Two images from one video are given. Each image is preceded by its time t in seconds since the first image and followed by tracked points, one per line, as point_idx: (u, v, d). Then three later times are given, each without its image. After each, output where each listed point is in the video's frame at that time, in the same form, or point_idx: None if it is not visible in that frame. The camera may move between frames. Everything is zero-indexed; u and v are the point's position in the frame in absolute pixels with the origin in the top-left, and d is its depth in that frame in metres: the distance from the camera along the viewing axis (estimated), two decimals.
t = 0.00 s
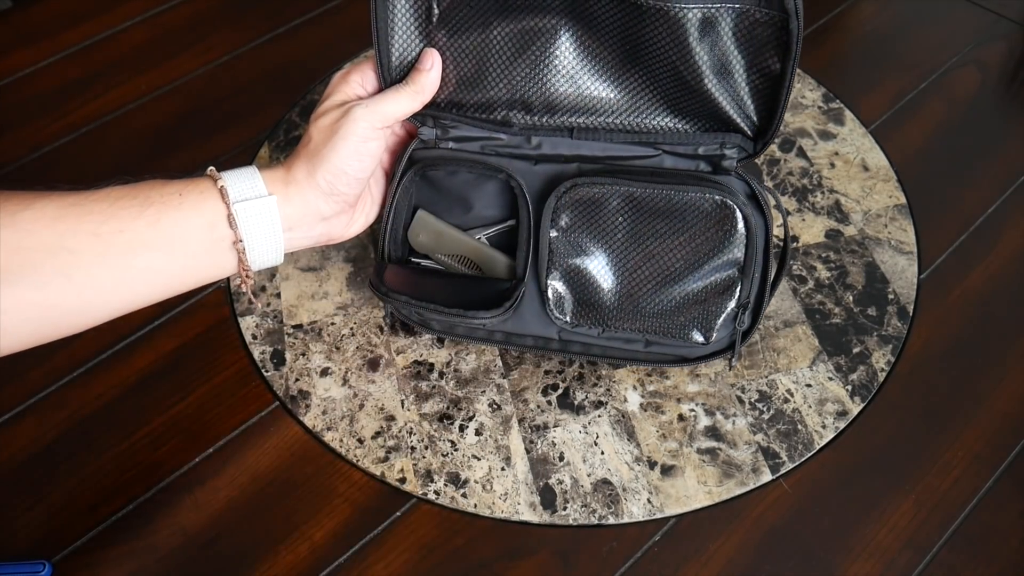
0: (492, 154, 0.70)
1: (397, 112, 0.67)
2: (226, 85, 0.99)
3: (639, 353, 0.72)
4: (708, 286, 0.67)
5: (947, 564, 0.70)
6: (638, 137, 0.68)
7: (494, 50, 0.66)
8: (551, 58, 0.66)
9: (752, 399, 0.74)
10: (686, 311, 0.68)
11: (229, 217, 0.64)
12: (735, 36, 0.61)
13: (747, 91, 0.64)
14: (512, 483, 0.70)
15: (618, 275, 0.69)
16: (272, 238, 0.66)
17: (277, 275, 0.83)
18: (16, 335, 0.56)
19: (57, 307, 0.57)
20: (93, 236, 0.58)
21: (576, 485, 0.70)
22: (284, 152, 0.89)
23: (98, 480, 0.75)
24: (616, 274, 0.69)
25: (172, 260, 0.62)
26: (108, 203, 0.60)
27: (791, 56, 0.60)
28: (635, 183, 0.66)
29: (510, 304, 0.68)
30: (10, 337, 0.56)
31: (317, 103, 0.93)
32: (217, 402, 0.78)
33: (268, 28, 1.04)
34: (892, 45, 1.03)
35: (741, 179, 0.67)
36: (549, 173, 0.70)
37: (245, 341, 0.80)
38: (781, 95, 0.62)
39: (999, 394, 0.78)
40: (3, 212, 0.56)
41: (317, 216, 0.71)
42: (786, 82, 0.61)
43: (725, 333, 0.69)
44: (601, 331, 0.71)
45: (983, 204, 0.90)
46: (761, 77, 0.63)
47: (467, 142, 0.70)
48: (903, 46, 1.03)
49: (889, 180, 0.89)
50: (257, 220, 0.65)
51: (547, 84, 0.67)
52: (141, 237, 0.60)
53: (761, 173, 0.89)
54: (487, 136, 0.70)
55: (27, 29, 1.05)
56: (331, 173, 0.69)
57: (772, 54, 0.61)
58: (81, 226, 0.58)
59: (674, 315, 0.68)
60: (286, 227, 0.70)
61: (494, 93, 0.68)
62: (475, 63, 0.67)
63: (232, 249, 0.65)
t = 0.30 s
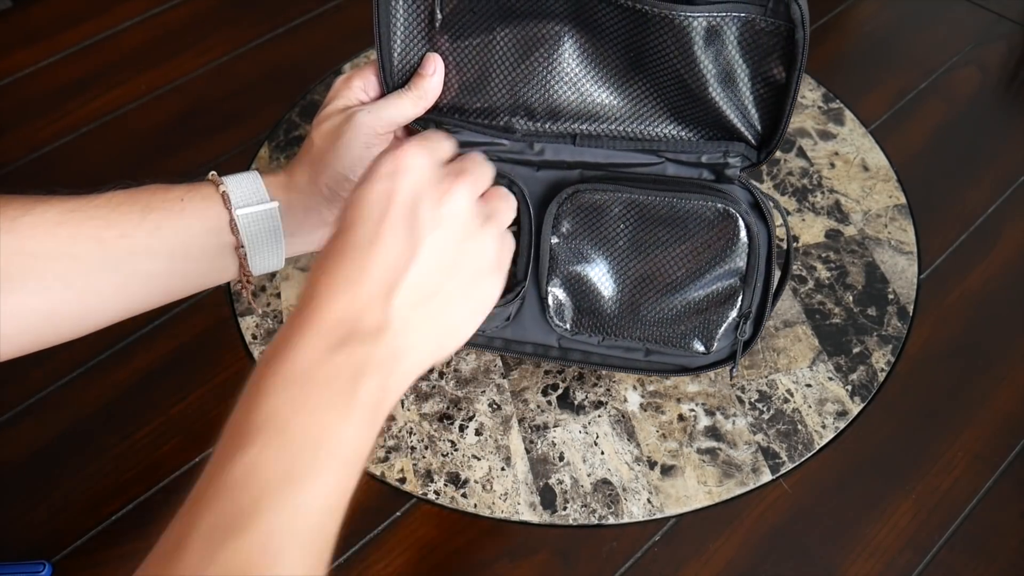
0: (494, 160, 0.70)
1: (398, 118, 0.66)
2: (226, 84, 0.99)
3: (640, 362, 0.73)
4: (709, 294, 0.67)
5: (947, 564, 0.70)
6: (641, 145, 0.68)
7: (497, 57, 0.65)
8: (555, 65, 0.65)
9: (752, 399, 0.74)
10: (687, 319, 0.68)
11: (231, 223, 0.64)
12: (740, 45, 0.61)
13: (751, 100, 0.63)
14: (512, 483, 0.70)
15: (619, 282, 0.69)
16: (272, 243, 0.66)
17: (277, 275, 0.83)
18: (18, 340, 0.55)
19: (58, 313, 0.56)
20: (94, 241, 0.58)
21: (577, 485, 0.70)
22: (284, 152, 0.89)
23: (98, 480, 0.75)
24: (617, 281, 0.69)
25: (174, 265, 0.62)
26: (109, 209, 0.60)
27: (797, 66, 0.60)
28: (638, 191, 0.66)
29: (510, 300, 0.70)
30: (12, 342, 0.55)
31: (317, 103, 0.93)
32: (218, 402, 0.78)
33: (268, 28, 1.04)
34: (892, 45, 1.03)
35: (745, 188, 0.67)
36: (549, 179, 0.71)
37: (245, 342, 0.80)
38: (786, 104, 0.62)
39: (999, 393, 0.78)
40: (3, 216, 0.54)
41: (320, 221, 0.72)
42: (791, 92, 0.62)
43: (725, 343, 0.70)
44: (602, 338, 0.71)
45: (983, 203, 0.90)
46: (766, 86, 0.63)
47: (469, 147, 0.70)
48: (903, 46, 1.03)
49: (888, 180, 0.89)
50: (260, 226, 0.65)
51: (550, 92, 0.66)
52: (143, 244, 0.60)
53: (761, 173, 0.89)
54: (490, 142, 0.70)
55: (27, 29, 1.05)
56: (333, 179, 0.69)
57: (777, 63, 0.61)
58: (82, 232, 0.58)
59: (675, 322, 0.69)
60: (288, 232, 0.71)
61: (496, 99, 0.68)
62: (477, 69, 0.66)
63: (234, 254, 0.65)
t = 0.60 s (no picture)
0: (496, 159, 0.69)
1: (403, 117, 0.66)
2: (226, 85, 0.99)
3: (642, 358, 0.73)
4: (709, 290, 0.67)
5: (947, 564, 0.70)
6: (641, 142, 0.68)
7: (496, 54, 0.65)
8: (554, 62, 0.65)
9: (752, 399, 0.74)
10: (688, 315, 0.68)
11: (237, 221, 0.64)
12: (736, 39, 0.61)
13: (749, 95, 0.63)
14: (511, 483, 0.70)
15: (620, 279, 0.68)
16: (277, 242, 0.67)
17: (277, 276, 0.83)
18: (25, 338, 0.56)
19: (65, 311, 0.57)
20: (102, 239, 0.58)
21: (576, 485, 0.70)
22: (285, 152, 0.89)
23: (99, 480, 0.75)
24: (618, 278, 0.68)
25: (181, 262, 0.62)
26: (116, 207, 0.60)
27: (792, 58, 0.60)
28: (636, 189, 0.65)
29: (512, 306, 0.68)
30: (18, 339, 0.56)
31: (317, 103, 0.93)
32: (218, 402, 0.78)
33: (268, 28, 1.04)
34: (892, 45, 1.03)
35: (745, 185, 0.67)
36: (550, 177, 0.69)
37: (245, 341, 0.80)
38: (783, 98, 0.62)
39: (999, 393, 0.78)
40: (13, 214, 0.55)
41: (323, 220, 0.71)
42: (788, 85, 0.62)
43: (726, 340, 0.69)
44: (604, 335, 0.71)
45: (983, 203, 0.90)
46: (762, 80, 0.63)
47: (471, 147, 0.69)
48: (904, 46, 1.03)
49: (888, 180, 0.89)
50: (266, 224, 0.65)
51: (550, 89, 0.66)
52: (151, 241, 0.60)
53: (761, 173, 0.89)
54: (491, 140, 0.69)
55: (27, 29, 1.05)
56: (338, 177, 0.69)
57: (774, 57, 0.61)
58: (90, 229, 0.58)
59: (676, 319, 0.68)
60: (293, 231, 0.70)
61: (497, 97, 0.67)
62: (478, 67, 0.66)
63: (240, 252, 0.65)
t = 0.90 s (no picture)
0: (493, 155, 0.69)
1: (400, 115, 0.66)
2: (226, 85, 0.99)
3: (643, 352, 0.72)
4: (708, 281, 0.67)
5: (947, 564, 0.70)
6: (637, 136, 0.67)
7: (491, 51, 0.65)
8: (549, 58, 0.65)
9: (751, 399, 0.74)
10: (686, 307, 0.68)
11: (236, 216, 0.64)
12: (727, 30, 0.61)
13: (741, 86, 0.64)
14: (510, 483, 0.70)
15: (619, 272, 0.68)
16: (276, 238, 0.67)
17: (277, 275, 0.83)
18: (28, 334, 0.56)
19: (66, 307, 0.57)
20: (103, 234, 0.58)
21: (575, 485, 0.70)
22: (285, 152, 0.89)
23: (99, 480, 0.75)
24: (617, 271, 0.68)
25: (181, 258, 0.62)
26: (117, 203, 0.60)
27: (782, 48, 0.61)
28: (634, 181, 0.65)
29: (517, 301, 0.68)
30: (20, 334, 0.56)
31: (317, 103, 0.93)
32: (217, 402, 0.78)
33: (268, 28, 1.04)
34: (892, 45, 1.03)
35: (739, 175, 0.67)
36: (548, 172, 0.68)
37: (244, 341, 0.80)
38: (774, 88, 0.63)
39: (999, 393, 0.78)
40: (14, 211, 0.56)
41: (321, 216, 0.71)
42: (779, 76, 0.62)
43: (726, 329, 0.69)
44: (603, 329, 0.71)
45: (983, 203, 0.90)
46: (754, 72, 0.63)
47: (468, 144, 0.69)
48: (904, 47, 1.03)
49: (889, 180, 0.89)
50: (263, 220, 0.65)
51: (545, 85, 0.66)
52: (151, 236, 0.60)
53: (761, 174, 0.89)
54: (487, 137, 0.69)
55: (28, 29, 1.05)
56: (336, 173, 0.69)
57: (764, 48, 0.62)
58: (91, 225, 0.58)
59: (674, 311, 0.68)
60: (291, 227, 0.70)
61: (492, 93, 0.67)
62: (473, 64, 0.66)
63: (239, 248, 0.65)
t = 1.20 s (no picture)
0: (492, 152, 0.69)
1: (401, 113, 0.66)
2: (226, 85, 0.99)
3: (639, 348, 0.72)
4: (705, 275, 0.67)
5: (947, 564, 0.70)
6: (634, 133, 0.68)
7: (490, 49, 0.65)
8: (547, 56, 0.65)
9: (750, 400, 0.74)
10: (683, 302, 0.68)
11: (237, 210, 0.64)
12: (724, 28, 0.61)
13: (737, 83, 0.64)
14: (510, 483, 0.70)
15: (616, 267, 0.68)
16: (276, 232, 0.66)
17: (277, 275, 0.83)
18: (32, 325, 0.56)
19: (69, 300, 0.57)
20: (106, 227, 0.58)
21: (575, 486, 0.70)
22: (285, 152, 0.89)
23: (98, 480, 0.75)
24: (614, 266, 0.68)
25: (183, 251, 0.61)
26: (119, 197, 0.60)
27: (778, 46, 0.61)
28: (631, 173, 0.66)
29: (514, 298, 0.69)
30: (23, 326, 0.56)
31: (316, 103, 0.93)
32: (217, 402, 0.78)
33: (268, 28, 1.04)
34: (892, 45, 1.03)
35: (734, 171, 0.68)
36: (546, 168, 0.69)
37: (244, 341, 0.80)
38: (770, 85, 0.63)
39: (999, 392, 0.78)
40: (18, 202, 0.56)
41: (319, 211, 0.71)
42: (774, 74, 0.62)
43: (722, 324, 0.70)
44: (600, 326, 0.70)
45: (983, 203, 0.90)
46: (750, 69, 0.63)
47: (467, 141, 0.69)
48: (903, 47, 1.03)
49: (888, 181, 0.89)
50: (264, 213, 0.65)
51: (544, 83, 0.66)
52: (153, 229, 0.60)
53: (761, 174, 0.89)
54: (487, 135, 0.69)
55: (27, 29, 1.05)
56: (335, 168, 0.69)
57: (760, 46, 0.62)
58: (94, 217, 0.58)
59: (671, 307, 0.68)
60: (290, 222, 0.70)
61: (492, 91, 0.67)
62: (472, 62, 0.66)
63: (239, 242, 0.65)
